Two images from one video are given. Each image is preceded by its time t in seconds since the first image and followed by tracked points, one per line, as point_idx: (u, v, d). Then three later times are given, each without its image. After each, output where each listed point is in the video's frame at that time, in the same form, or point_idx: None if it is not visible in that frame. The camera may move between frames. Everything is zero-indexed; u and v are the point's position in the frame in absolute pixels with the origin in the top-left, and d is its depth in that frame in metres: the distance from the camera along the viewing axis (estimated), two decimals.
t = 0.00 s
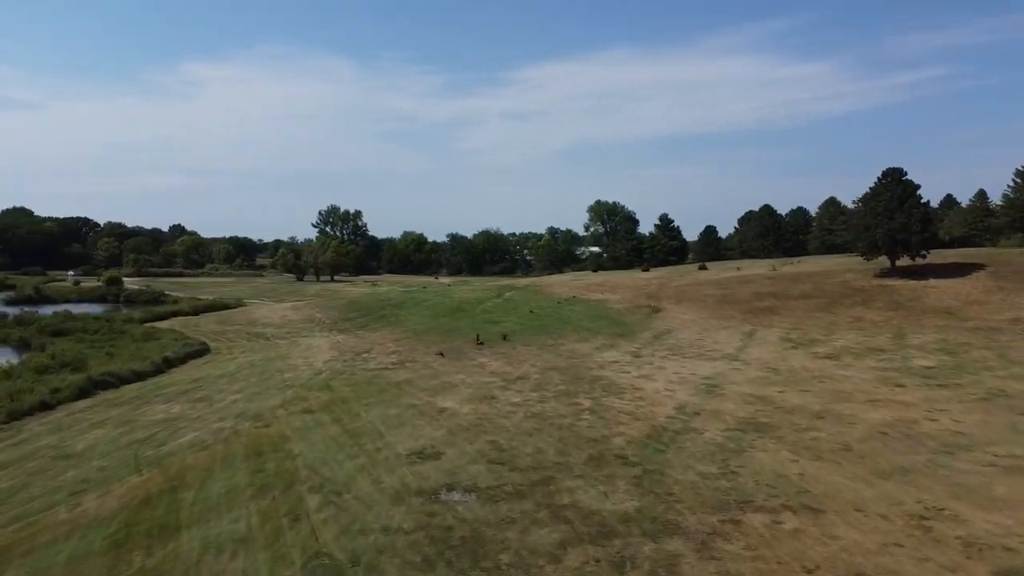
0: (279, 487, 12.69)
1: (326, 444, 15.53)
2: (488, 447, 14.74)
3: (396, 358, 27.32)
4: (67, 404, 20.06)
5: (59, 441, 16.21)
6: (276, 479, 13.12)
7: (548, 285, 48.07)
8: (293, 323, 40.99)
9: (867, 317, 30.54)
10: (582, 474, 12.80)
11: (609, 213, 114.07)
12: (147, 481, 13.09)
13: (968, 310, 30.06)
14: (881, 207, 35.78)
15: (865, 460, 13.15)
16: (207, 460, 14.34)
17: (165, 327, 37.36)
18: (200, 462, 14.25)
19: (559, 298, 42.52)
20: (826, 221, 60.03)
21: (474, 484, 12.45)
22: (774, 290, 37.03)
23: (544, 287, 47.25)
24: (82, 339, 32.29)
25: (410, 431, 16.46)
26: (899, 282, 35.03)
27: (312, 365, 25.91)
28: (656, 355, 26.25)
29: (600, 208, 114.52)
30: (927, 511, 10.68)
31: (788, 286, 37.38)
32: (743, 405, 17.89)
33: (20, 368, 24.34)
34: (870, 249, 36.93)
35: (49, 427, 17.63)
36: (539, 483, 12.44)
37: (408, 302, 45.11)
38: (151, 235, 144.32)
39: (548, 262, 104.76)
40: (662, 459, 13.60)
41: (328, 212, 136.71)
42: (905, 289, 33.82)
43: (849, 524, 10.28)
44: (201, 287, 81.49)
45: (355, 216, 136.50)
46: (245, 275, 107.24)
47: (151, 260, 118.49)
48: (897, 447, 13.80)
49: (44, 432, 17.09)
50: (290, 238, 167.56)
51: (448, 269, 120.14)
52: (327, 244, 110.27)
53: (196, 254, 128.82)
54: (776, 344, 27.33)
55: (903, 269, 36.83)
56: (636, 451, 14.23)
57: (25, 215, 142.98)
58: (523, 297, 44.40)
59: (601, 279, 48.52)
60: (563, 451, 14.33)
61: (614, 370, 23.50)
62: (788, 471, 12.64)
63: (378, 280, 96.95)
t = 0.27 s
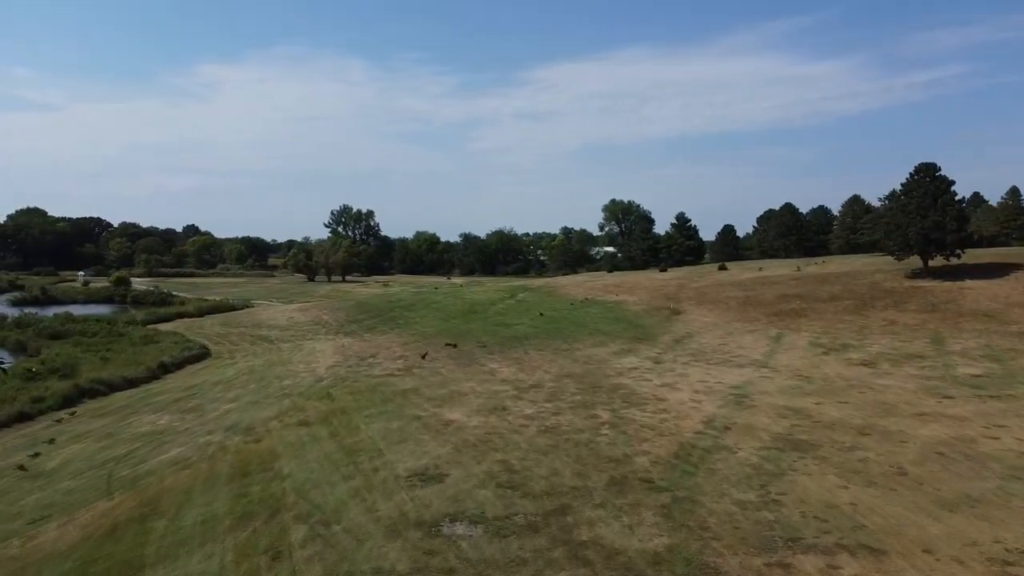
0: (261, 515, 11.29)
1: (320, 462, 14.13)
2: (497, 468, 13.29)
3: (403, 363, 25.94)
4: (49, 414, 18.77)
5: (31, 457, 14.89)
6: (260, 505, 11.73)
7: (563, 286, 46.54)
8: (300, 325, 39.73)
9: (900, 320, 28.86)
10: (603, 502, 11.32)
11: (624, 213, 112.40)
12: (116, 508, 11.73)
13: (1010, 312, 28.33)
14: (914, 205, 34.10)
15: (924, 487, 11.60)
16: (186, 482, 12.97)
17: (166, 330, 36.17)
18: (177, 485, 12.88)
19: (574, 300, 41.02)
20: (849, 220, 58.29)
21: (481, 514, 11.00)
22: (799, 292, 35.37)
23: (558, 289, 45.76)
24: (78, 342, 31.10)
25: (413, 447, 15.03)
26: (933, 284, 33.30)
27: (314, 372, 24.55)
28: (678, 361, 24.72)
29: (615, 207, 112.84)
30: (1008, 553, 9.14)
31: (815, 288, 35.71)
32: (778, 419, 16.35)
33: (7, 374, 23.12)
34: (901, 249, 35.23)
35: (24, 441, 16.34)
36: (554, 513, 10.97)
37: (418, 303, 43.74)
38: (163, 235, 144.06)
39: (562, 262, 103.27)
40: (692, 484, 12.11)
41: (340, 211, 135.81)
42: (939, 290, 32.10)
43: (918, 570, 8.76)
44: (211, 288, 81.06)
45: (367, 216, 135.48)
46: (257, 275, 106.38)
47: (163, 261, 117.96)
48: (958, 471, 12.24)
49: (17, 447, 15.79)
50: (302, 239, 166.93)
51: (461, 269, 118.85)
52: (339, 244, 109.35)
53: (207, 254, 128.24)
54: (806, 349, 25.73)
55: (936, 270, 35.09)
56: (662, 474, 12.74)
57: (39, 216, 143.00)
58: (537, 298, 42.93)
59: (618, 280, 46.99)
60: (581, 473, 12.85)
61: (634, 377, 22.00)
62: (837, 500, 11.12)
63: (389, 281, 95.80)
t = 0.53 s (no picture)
0: (220, 553, 9.83)
1: (295, 485, 12.66)
2: (493, 493, 11.82)
3: (396, 369, 24.49)
4: (8, 427, 17.32)
5: None
6: (220, 540, 10.27)
7: (566, 287, 45.06)
8: (293, 327, 38.28)
9: (922, 324, 27.34)
10: (613, 539, 9.85)
11: (626, 212, 110.79)
12: (56, 544, 10.27)
13: None
14: (932, 202, 32.65)
15: (981, 521, 10.13)
16: (142, 510, 11.50)
17: (152, 332, 34.71)
18: (132, 513, 11.44)
19: (577, 301, 39.55)
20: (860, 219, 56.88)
21: (472, 553, 9.53)
22: (813, 293, 33.88)
23: (561, 289, 44.28)
24: (57, 346, 29.64)
25: (400, 467, 13.57)
26: (953, 285, 31.78)
27: (301, 378, 23.11)
28: (688, 367, 23.25)
29: (618, 207, 111.25)
30: None
31: (828, 289, 34.19)
32: (803, 435, 14.87)
33: None
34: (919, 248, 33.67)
35: None
36: (557, 552, 9.50)
37: (416, 304, 42.29)
38: (162, 235, 142.72)
39: (564, 262, 101.73)
40: (714, 515, 10.64)
41: (340, 211, 134.37)
42: (961, 293, 30.58)
43: None
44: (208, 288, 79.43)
45: (367, 215, 134.01)
46: (255, 275, 105.01)
47: (161, 261, 116.61)
48: (1016, 501, 10.76)
49: None
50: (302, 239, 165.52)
51: (462, 270, 117.37)
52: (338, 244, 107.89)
53: (206, 254, 126.90)
54: (823, 355, 24.22)
55: (956, 271, 33.55)
56: (679, 502, 11.26)
57: (36, 215, 141.68)
58: (539, 299, 41.45)
59: (622, 281, 45.49)
60: (587, 500, 11.39)
61: (642, 386, 20.52)
62: (884, 537, 9.64)
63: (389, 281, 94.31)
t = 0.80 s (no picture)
0: None
1: (263, 513, 11.18)
2: (486, 526, 10.33)
3: (387, 375, 23.03)
4: None
5: None
6: None
7: (567, 288, 43.55)
8: (283, 329, 36.80)
9: (945, 329, 25.82)
10: None
11: (628, 212, 109.11)
12: None
13: None
14: (953, 200, 31.17)
15: None
16: (83, 546, 10.02)
17: (135, 335, 33.19)
18: (76, 548, 10.03)
19: (579, 303, 38.08)
20: (871, 219, 55.50)
21: None
22: (826, 295, 32.41)
23: (562, 290, 42.79)
24: (31, 349, 28.13)
25: (383, 491, 12.07)
26: (975, 287, 30.25)
27: (286, 385, 21.66)
28: (699, 374, 21.80)
29: (620, 206, 109.51)
30: None
31: (842, 291, 32.68)
32: (832, 455, 13.38)
33: None
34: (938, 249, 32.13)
35: None
36: None
37: (412, 305, 40.79)
38: (158, 234, 141.22)
39: (565, 262, 100.15)
40: (743, 556, 9.14)
41: (338, 210, 132.80)
42: (983, 295, 29.06)
43: None
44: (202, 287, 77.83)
45: (366, 215, 132.43)
46: (252, 275, 103.55)
47: (156, 260, 115.11)
48: None
49: None
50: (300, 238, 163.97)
51: (461, 270, 115.80)
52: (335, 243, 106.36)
53: (202, 253, 125.40)
54: (843, 362, 22.71)
55: (977, 273, 32.02)
56: (701, 539, 9.78)
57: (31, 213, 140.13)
58: (539, 301, 39.97)
59: (626, 282, 44.00)
60: (594, 536, 9.89)
61: (650, 396, 19.02)
62: None
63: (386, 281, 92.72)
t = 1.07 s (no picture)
0: None
1: (221, 551, 9.68)
2: (479, 570, 8.84)
3: (377, 383, 21.55)
4: None
5: None
6: None
7: (569, 289, 42.05)
8: (273, 331, 35.31)
9: (971, 334, 24.33)
10: None
11: (630, 211, 107.53)
12: None
13: None
14: (974, 198, 29.69)
15: None
16: None
17: (116, 338, 31.71)
18: None
19: (581, 304, 36.59)
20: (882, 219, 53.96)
21: None
22: (840, 297, 30.91)
23: (564, 291, 41.29)
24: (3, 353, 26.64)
25: (362, 522, 10.58)
26: (999, 290, 28.75)
27: (268, 394, 20.18)
28: (712, 382, 20.31)
29: (621, 205, 107.88)
30: None
31: (858, 294, 31.17)
32: (871, 480, 11.88)
33: None
34: (959, 248, 30.61)
35: None
36: None
37: (407, 307, 39.29)
38: (154, 234, 139.74)
39: (566, 263, 98.63)
40: None
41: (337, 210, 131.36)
42: (1008, 298, 27.56)
43: None
44: (198, 287, 76.73)
45: (364, 214, 130.96)
46: (248, 275, 102.11)
47: (152, 260, 113.70)
48: None
49: None
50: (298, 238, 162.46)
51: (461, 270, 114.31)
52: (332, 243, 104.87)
53: (199, 253, 123.93)
54: (865, 370, 21.22)
55: (1000, 274, 30.55)
56: None
57: (26, 212, 138.67)
58: (539, 302, 38.48)
59: (630, 282, 42.49)
60: None
61: (661, 408, 17.52)
62: None
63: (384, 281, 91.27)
